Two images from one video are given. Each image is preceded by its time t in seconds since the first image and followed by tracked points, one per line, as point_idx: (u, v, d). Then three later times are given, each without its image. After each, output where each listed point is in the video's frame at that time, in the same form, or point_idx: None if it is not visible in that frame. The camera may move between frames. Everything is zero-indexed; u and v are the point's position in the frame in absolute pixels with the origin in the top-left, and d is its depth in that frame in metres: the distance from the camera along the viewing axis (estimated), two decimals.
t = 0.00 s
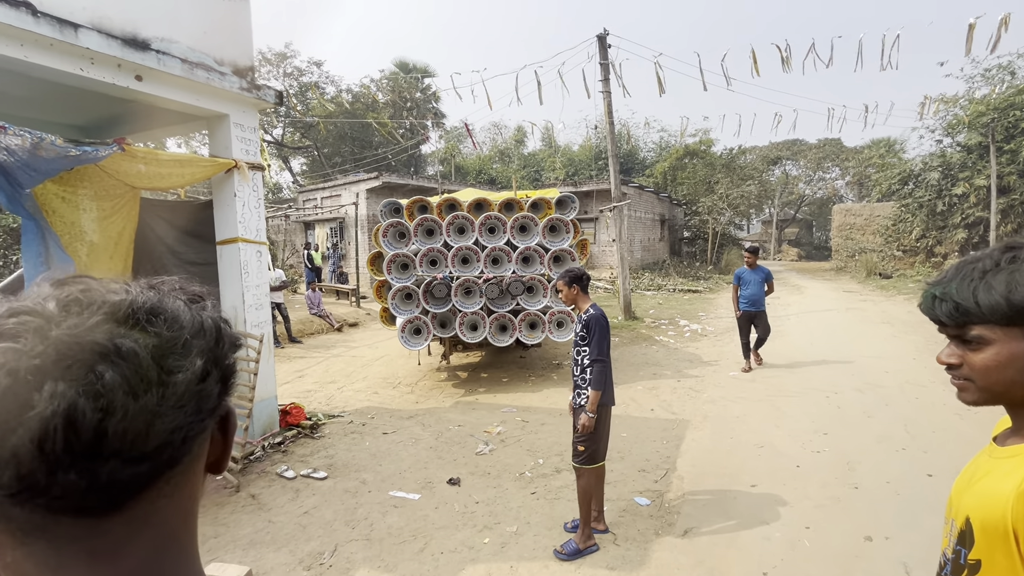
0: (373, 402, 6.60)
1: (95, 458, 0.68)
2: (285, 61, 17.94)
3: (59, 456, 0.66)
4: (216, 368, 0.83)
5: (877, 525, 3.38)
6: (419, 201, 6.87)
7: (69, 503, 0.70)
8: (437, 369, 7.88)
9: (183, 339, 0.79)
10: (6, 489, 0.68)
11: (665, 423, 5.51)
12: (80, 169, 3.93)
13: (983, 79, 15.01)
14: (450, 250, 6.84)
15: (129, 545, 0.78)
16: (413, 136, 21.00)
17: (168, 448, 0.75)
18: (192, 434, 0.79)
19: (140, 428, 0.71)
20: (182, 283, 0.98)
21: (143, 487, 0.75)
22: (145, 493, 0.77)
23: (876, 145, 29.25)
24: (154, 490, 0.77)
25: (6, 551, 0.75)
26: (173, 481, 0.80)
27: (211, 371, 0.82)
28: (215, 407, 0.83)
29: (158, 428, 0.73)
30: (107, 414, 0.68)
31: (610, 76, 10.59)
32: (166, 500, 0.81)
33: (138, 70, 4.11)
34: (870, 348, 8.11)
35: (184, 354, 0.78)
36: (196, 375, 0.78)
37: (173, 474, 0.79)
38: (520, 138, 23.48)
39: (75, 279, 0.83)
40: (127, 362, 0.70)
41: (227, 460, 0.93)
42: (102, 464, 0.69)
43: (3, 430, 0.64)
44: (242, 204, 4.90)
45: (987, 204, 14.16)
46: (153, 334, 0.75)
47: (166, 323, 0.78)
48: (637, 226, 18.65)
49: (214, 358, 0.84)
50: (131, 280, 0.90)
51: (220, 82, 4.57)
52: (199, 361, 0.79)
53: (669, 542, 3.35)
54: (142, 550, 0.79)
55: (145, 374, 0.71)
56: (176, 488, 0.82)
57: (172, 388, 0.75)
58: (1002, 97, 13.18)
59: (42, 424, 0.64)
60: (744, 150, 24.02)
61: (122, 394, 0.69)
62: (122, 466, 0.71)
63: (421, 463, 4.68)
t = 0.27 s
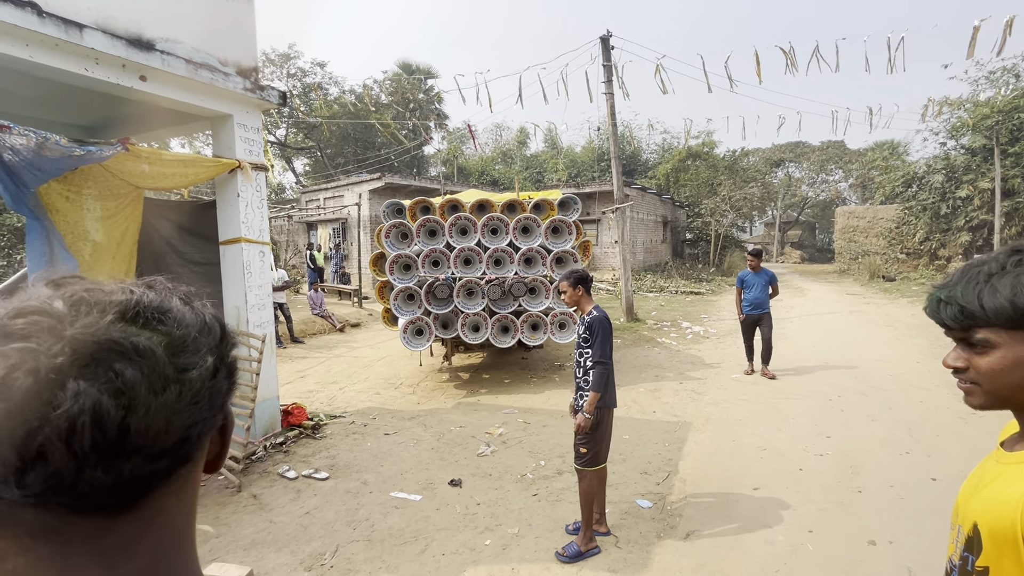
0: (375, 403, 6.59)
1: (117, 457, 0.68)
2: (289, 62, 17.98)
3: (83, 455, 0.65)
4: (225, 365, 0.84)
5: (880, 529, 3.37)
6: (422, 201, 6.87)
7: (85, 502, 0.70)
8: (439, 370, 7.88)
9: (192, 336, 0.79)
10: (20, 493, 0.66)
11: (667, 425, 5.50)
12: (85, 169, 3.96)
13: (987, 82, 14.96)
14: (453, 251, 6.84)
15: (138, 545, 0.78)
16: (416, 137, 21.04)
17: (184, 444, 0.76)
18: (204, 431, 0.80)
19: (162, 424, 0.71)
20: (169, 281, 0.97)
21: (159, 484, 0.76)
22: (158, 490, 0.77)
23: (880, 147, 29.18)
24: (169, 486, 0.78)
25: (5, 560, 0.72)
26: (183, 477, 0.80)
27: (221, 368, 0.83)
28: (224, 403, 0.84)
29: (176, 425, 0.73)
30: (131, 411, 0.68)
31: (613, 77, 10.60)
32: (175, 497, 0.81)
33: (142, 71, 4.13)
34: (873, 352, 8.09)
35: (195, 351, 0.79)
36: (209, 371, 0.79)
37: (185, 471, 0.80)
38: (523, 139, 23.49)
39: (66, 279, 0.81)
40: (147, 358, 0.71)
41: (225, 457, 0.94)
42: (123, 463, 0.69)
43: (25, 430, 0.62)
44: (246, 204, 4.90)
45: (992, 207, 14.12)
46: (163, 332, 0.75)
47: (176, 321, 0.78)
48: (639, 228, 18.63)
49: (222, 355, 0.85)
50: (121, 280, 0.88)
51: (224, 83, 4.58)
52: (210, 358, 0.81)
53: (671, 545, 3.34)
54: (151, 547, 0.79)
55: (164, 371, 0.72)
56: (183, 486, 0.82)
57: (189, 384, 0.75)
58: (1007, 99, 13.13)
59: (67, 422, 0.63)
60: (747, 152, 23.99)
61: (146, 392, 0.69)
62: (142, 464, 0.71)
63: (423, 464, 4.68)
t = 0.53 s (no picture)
0: (376, 403, 6.59)
1: (131, 458, 0.68)
2: (291, 62, 18.00)
3: (100, 456, 0.65)
4: (229, 364, 0.85)
5: (884, 532, 3.35)
6: (424, 202, 6.86)
7: (95, 505, 0.69)
8: (440, 371, 7.87)
9: (195, 335, 0.80)
10: (30, 498, 0.65)
11: (669, 427, 5.49)
12: (88, 169, 3.95)
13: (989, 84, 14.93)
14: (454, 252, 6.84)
15: (143, 549, 0.77)
16: (418, 137, 21.06)
17: (193, 443, 0.76)
18: (210, 430, 0.80)
19: (174, 423, 0.72)
20: (159, 283, 0.95)
21: (167, 485, 0.76)
22: (166, 491, 0.77)
23: (882, 149, 29.14)
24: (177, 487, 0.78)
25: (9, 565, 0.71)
26: (189, 477, 0.81)
27: (227, 366, 0.84)
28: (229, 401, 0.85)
29: (188, 424, 0.74)
30: (144, 410, 0.68)
31: (615, 78, 10.59)
32: (180, 497, 0.81)
33: (145, 71, 4.13)
34: (875, 353, 8.07)
35: (201, 349, 0.79)
36: (216, 370, 0.80)
37: (192, 470, 0.80)
38: (524, 140, 23.49)
39: (58, 283, 0.80)
40: (157, 358, 0.71)
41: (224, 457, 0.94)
42: (136, 464, 0.68)
43: (37, 432, 0.61)
44: (248, 205, 4.91)
45: (994, 209, 14.10)
46: (167, 332, 0.75)
47: (179, 322, 0.79)
48: (641, 229, 18.62)
49: (226, 354, 0.85)
50: (113, 281, 0.87)
51: (227, 83, 4.59)
52: (215, 357, 0.81)
53: (673, 547, 3.33)
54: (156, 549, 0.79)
55: (174, 370, 0.72)
56: (187, 487, 0.82)
57: (198, 383, 0.76)
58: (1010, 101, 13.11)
59: (83, 424, 0.63)
60: (749, 153, 23.97)
61: (159, 392, 0.69)
62: (155, 464, 0.71)
63: (424, 465, 4.67)
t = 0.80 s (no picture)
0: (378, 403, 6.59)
1: (125, 459, 0.68)
2: (292, 63, 18.01)
3: (95, 459, 0.65)
4: (229, 364, 0.85)
5: (887, 533, 3.34)
6: (425, 202, 6.85)
7: (91, 507, 0.69)
8: (441, 371, 7.87)
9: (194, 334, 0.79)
10: (26, 501, 0.65)
11: (671, 427, 5.48)
12: (90, 170, 3.96)
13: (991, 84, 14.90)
14: (456, 252, 6.83)
15: (143, 552, 0.77)
16: (419, 138, 21.06)
17: (191, 444, 0.76)
18: (209, 431, 0.80)
19: (171, 424, 0.72)
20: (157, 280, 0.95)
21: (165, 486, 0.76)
22: (165, 492, 0.77)
23: (884, 149, 29.11)
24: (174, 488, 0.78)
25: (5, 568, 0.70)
26: (188, 478, 0.81)
27: (226, 366, 0.84)
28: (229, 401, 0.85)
29: (185, 425, 0.74)
30: (139, 411, 0.68)
31: (616, 78, 10.59)
32: (179, 499, 0.81)
33: (147, 71, 4.14)
34: (877, 354, 8.05)
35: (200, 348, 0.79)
36: (215, 370, 0.80)
37: (191, 472, 0.80)
38: (526, 141, 23.50)
39: (55, 280, 0.79)
40: (154, 357, 0.70)
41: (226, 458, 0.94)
42: (133, 465, 0.68)
43: (31, 434, 0.61)
44: (249, 205, 4.90)
45: (996, 209, 14.08)
46: (165, 331, 0.74)
47: (177, 320, 0.78)
48: (642, 230, 18.60)
49: (226, 353, 0.85)
50: (112, 279, 0.86)
51: (228, 83, 4.59)
52: (215, 356, 0.81)
53: (675, 548, 3.32)
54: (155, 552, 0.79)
55: (172, 370, 0.72)
56: (186, 489, 0.82)
57: (196, 383, 0.76)
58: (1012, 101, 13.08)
59: (77, 425, 0.63)
60: (751, 153, 23.94)
61: (155, 392, 0.69)
62: (152, 466, 0.71)
63: (426, 466, 4.67)
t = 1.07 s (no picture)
0: (378, 404, 6.59)
1: (59, 471, 0.63)
2: (293, 63, 18.03)
3: (18, 469, 0.61)
4: (195, 364, 0.79)
5: (890, 533, 3.33)
6: (426, 202, 6.84)
7: (41, 520, 0.65)
8: (442, 371, 7.87)
9: (154, 335, 0.74)
10: None
11: (672, 427, 5.48)
12: (91, 170, 3.96)
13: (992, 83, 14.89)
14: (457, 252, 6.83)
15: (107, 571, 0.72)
16: (419, 138, 21.07)
17: (143, 453, 0.70)
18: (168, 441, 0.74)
19: (109, 432, 0.66)
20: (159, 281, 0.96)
21: (122, 497, 0.71)
22: (125, 505, 0.72)
23: (884, 148, 29.11)
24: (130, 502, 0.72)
25: None
26: (157, 489, 0.76)
27: (190, 366, 0.78)
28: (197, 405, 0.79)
29: (129, 432, 0.68)
30: (69, 418, 0.62)
31: (616, 78, 10.59)
32: (153, 511, 0.77)
33: (148, 71, 4.13)
34: (878, 353, 8.05)
35: (157, 351, 0.73)
36: (171, 371, 0.74)
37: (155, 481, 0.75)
38: (526, 140, 23.52)
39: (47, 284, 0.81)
40: (91, 359, 0.65)
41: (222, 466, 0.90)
42: (65, 477, 0.63)
43: None
44: (250, 205, 4.90)
45: (997, 207, 14.07)
46: (116, 330, 0.70)
47: (135, 318, 0.74)
48: (643, 229, 18.60)
49: (192, 352, 0.80)
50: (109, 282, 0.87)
51: (229, 83, 4.58)
52: (175, 358, 0.75)
53: (677, 548, 3.32)
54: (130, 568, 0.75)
55: (112, 371, 0.66)
56: (154, 506, 0.77)
57: (145, 386, 0.70)
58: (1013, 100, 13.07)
59: None
60: (751, 153, 23.94)
61: (87, 395, 0.63)
62: (89, 477, 0.65)
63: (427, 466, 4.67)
